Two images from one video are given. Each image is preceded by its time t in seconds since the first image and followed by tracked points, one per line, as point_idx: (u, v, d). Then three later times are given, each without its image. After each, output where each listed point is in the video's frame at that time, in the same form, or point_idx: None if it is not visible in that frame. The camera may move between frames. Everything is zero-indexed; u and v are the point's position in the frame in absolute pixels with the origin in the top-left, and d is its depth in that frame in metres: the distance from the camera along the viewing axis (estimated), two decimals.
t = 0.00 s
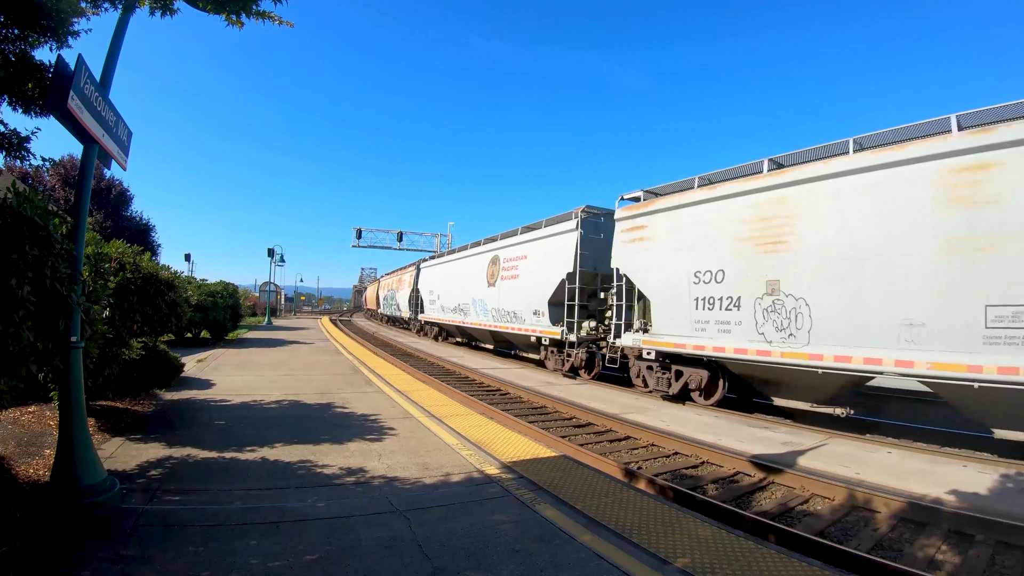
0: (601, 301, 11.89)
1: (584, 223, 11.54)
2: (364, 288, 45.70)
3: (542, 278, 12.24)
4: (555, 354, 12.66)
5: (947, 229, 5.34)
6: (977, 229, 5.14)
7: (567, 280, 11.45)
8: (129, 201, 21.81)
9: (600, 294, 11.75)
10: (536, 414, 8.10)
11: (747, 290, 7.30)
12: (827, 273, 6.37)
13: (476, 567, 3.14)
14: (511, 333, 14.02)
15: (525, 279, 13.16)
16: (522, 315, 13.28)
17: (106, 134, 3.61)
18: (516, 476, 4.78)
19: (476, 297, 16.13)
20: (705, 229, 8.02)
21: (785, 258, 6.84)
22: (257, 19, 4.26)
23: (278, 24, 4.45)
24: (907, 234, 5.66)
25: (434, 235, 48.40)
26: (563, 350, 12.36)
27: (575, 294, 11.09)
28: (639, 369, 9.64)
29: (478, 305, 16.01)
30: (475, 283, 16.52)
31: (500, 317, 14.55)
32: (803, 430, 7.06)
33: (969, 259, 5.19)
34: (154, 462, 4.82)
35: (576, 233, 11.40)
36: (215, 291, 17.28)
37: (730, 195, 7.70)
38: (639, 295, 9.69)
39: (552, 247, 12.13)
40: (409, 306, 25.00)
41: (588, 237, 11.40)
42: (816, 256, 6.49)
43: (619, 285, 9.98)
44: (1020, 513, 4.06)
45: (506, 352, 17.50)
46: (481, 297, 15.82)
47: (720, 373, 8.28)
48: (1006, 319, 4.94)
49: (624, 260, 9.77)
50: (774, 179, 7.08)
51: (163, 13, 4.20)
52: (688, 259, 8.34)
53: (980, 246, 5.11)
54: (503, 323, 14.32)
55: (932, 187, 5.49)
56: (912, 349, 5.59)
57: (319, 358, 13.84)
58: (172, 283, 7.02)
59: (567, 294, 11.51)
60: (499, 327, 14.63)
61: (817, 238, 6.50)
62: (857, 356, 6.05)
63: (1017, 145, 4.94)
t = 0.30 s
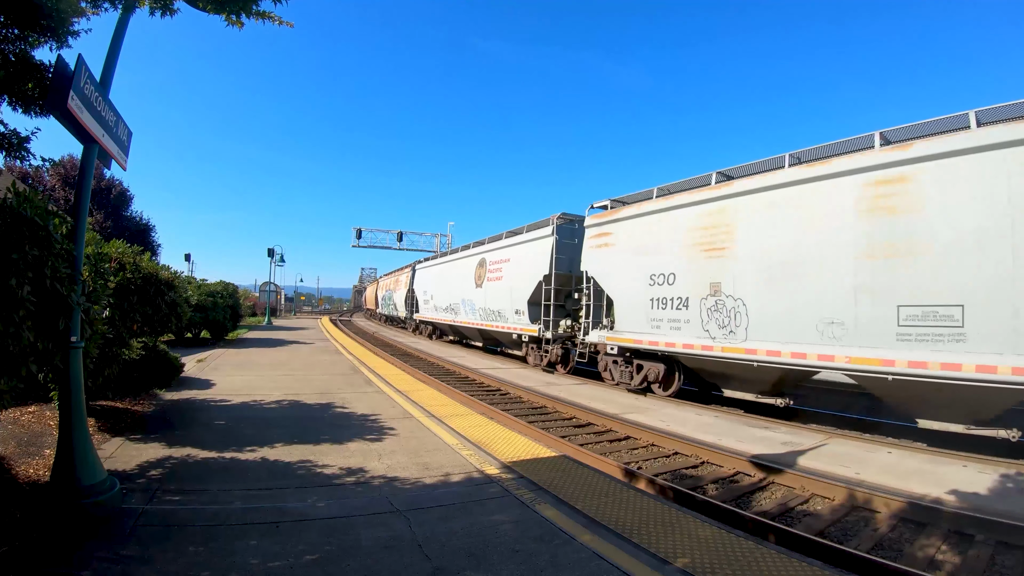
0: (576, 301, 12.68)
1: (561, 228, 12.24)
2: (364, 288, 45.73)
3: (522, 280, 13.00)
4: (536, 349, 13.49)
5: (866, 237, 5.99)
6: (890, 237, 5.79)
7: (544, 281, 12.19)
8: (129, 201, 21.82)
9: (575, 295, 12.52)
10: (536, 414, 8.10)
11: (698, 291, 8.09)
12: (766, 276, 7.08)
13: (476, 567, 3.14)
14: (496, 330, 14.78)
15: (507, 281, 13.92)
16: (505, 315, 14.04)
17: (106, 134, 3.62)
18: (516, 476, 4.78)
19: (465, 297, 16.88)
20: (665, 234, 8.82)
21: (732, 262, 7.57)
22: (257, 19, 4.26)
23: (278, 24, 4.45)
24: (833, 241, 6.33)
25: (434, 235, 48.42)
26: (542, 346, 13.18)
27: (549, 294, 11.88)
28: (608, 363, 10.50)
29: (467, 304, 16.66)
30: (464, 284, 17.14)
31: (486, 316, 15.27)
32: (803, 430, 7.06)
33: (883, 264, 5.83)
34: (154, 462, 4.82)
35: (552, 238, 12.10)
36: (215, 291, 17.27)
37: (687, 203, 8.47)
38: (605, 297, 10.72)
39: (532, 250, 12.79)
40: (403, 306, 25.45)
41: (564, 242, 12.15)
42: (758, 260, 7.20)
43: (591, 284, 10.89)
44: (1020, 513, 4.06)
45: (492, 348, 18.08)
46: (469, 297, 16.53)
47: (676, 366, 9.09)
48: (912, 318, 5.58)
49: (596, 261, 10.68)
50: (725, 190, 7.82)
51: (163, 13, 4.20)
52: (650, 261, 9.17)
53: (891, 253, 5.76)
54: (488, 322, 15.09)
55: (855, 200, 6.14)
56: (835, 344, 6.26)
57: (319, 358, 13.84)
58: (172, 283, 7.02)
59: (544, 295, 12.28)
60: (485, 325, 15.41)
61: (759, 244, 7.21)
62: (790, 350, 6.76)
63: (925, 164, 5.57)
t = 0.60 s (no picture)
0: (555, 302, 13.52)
1: (540, 234, 13.05)
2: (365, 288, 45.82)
3: (506, 282, 13.83)
4: (519, 345, 14.38)
5: (799, 244, 6.68)
6: (819, 244, 6.48)
7: (524, 284, 13.01)
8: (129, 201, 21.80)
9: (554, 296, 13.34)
10: (536, 414, 8.10)
11: (657, 292, 8.89)
12: (717, 278, 7.77)
13: (475, 567, 3.14)
14: (483, 329, 15.62)
15: (492, 282, 14.78)
16: (491, 314, 14.90)
17: (106, 134, 3.61)
18: (516, 476, 4.78)
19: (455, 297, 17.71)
20: (629, 240, 9.62)
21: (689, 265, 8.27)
22: (257, 19, 4.26)
23: (278, 24, 4.45)
24: (770, 248, 7.04)
25: (434, 235, 48.43)
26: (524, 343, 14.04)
27: (528, 295, 12.71)
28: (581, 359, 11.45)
29: (459, 305, 17.38)
30: (456, 284, 17.85)
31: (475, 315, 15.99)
32: (803, 430, 7.06)
33: (814, 268, 6.51)
34: (154, 462, 4.82)
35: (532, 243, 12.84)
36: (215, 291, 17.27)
37: (649, 211, 9.19)
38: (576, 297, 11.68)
39: (514, 254, 13.54)
40: (402, 306, 25.60)
41: (543, 247, 12.97)
42: (709, 264, 7.91)
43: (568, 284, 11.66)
44: (1020, 513, 4.06)
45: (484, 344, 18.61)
46: (459, 298, 17.36)
47: (638, 360, 10.00)
48: (838, 317, 6.27)
49: (572, 263, 11.45)
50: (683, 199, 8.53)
51: (163, 13, 4.20)
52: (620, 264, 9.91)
53: (821, 258, 6.42)
54: (476, 321, 15.94)
55: (789, 210, 6.84)
56: (774, 341, 6.96)
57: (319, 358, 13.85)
58: (172, 283, 7.02)
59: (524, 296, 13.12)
60: (473, 324, 16.27)
61: (710, 249, 7.90)
62: (737, 346, 7.46)
63: (848, 179, 6.24)
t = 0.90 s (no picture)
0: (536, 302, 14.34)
1: (523, 239, 13.89)
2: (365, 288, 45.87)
3: (491, 283, 14.66)
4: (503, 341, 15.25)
5: (739, 250, 7.44)
6: (762, 250, 7.14)
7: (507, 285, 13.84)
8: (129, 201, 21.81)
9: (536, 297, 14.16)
10: (536, 414, 8.10)
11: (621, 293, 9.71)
12: (676, 281, 8.47)
13: (476, 567, 3.14)
14: (471, 327, 16.44)
15: (480, 284, 15.62)
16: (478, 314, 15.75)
17: (106, 134, 3.62)
18: (516, 476, 4.78)
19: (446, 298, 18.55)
20: (599, 245, 10.47)
21: (649, 268, 9.06)
22: (257, 19, 4.25)
23: (278, 24, 4.45)
24: (716, 253, 7.80)
25: (434, 235, 48.45)
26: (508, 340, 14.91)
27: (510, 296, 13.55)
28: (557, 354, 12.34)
29: (449, 305, 18.21)
30: (447, 285, 18.67)
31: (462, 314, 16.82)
32: (803, 430, 7.06)
33: (756, 272, 7.17)
34: (155, 462, 4.82)
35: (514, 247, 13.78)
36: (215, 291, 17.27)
37: (617, 219, 10.06)
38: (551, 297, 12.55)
39: (499, 258, 14.44)
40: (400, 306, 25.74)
41: (525, 251, 13.81)
42: (665, 267, 8.72)
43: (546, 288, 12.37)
44: (1019, 513, 4.06)
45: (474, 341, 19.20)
46: (450, 298, 18.18)
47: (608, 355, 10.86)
48: (775, 316, 6.91)
49: (549, 266, 12.28)
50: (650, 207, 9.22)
51: (163, 14, 4.20)
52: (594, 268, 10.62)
53: (757, 263, 7.17)
54: (465, 320, 16.76)
55: (733, 219, 7.60)
56: (717, 338, 7.72)
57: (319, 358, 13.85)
58: (172, 283, 7.02)
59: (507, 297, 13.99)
60: (462, 323, 17.09)
61: (664, 255, 8.76)
62: (691, 343, 8.12)
63: (782, 192, 6.98)
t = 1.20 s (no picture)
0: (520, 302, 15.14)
1: (507, 243, 14.65)
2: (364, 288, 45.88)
3: (478, 284, 15.43)
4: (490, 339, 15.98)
5: (688, 255, 8.16)
6: (707, 255, 7.85)
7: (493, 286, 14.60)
8: (128, 201, 21.81)
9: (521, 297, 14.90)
10: (536, 414, 8.10)
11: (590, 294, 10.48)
12: (641, 282, 9.11)
13: (476, 567, 3.14)
14: (462, 326, 17.10)
15: (469, 285, 16.36)
16: (466, 313, 16.51)
17: (106, 134, 3.62)
18: (516, 476, 4.78)
19: (439, 298, 19.27)
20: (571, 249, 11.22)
21: (614, 272, 9.82)
22: (257, 19, 4.25)
23: (278, 24, 4.45)
24: (670, 258, 8.53)
25: (434, 235, 48.47)
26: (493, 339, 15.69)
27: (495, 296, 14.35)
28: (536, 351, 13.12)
29: (442, 305, 18.90)
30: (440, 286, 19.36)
31: (454, 313, 17.63)
32: (803, 430, 7.06)
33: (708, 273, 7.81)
34: (155, 462, 4.82)
35: (497, 250, 14.50)
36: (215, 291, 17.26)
37: (586, 226, 10.81)
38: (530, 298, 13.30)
39: (485, 260, 15.21)
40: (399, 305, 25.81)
41: (509, 253, 14.56)
42: (627, 271, 9.47)
43: (527, 288, 13.04)
44: (1019, 513, 4.06)
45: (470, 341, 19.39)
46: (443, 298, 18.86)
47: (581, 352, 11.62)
48: (723, 314, 7.55)
49: (527, 269, 13.03)
50: (618, 214, 9.89)
51: (163, 14, 4.20)
52: (570, 269, 11.26)
53: (704, 267, 7.88)
54: (456, 319, 17.47)
55: (683, 227, 8.33)
56: (669, 334, 8.53)
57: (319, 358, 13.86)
58: (172, 283, 7.02)
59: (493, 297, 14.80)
60: (453, 321, 17.79)
61: (627, 259, 9.50)
62: (654, 339, 8.79)
63: (724, 202, 7.68)
